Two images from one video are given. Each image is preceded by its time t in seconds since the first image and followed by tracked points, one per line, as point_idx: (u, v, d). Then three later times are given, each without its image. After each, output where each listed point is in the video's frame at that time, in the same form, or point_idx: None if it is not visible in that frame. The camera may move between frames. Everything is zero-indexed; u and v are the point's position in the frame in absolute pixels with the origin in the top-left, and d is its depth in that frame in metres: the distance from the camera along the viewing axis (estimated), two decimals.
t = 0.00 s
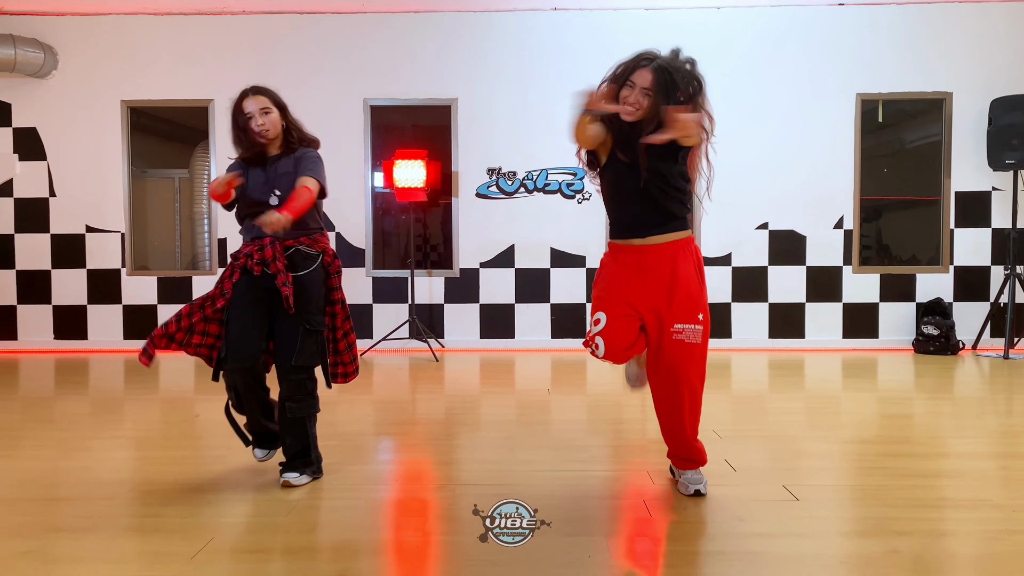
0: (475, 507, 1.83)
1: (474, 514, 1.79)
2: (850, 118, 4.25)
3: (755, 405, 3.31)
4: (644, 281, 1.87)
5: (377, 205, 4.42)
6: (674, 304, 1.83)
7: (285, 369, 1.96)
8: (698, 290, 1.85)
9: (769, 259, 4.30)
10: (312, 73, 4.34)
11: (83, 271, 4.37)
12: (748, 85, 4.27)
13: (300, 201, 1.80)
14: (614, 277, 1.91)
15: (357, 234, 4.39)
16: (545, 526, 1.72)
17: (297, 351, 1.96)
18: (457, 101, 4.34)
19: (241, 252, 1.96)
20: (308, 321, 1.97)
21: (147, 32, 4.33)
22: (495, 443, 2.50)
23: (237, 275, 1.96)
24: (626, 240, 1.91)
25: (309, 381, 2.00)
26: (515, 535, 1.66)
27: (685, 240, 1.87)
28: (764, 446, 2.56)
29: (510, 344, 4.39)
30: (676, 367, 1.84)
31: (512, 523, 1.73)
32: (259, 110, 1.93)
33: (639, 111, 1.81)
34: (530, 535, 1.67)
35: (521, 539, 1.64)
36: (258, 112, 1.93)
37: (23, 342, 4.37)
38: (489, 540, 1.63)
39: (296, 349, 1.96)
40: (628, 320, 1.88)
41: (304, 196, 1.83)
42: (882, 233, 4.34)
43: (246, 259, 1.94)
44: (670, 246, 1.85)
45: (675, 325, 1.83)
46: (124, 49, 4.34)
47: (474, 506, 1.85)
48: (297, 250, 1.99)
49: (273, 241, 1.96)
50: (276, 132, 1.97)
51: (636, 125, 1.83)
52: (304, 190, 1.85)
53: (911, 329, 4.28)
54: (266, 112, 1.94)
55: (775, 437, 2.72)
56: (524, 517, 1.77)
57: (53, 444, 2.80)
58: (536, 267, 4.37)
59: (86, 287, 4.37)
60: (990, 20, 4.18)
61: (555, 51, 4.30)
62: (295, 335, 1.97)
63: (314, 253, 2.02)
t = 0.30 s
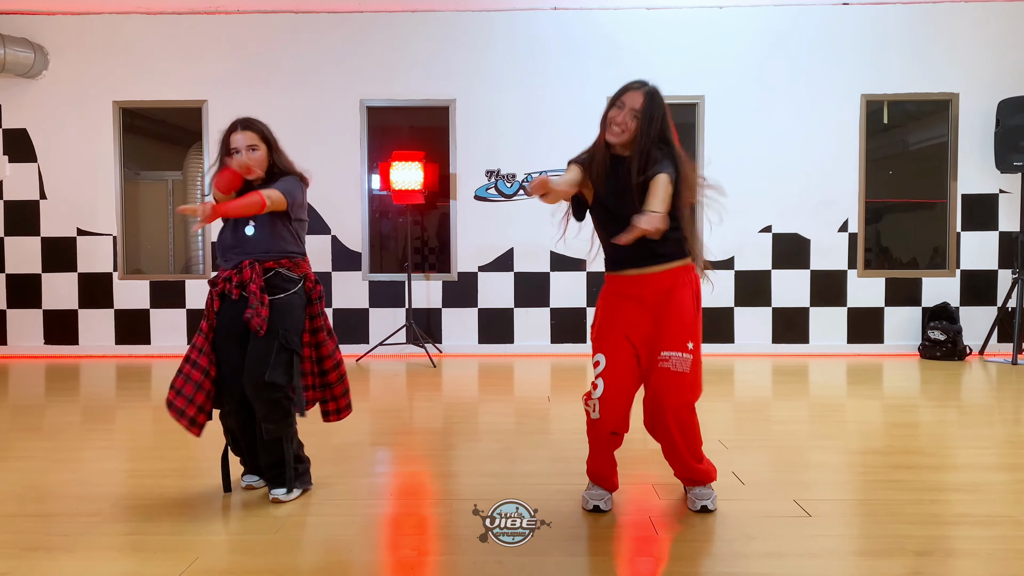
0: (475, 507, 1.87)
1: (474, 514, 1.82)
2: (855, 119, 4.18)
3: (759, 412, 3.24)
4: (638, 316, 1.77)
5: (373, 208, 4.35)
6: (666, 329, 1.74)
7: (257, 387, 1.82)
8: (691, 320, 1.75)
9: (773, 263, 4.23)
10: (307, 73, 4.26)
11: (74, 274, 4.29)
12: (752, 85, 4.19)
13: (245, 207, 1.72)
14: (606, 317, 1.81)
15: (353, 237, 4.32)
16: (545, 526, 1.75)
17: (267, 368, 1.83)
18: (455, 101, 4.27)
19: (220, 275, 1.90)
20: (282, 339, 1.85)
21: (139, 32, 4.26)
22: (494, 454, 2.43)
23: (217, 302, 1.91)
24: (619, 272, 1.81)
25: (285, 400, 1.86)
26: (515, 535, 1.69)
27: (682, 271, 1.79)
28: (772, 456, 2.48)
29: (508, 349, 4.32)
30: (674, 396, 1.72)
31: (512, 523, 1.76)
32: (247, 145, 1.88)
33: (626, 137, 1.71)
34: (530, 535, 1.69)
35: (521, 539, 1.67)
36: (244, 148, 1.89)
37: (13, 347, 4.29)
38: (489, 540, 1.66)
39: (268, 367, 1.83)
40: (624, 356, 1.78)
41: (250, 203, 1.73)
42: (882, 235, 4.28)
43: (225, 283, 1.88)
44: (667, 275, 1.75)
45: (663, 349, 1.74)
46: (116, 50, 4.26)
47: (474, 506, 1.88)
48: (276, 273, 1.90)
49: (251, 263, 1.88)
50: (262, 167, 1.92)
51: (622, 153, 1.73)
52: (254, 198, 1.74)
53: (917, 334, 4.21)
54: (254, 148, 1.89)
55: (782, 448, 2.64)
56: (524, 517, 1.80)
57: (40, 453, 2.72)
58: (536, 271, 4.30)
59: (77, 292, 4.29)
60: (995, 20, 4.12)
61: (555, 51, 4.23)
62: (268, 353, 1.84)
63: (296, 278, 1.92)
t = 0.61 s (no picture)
0: (475, 508, 1.88)
1: (474, 514, 1.83)
2: (854, 123, 4.19)
3: (760, 415, 3.24)
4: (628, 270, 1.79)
5: (373, 211, 4.37)
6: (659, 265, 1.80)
7: (267, 326, 1.83)
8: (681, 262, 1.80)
9: (772, 266, 4.23)
10: (307, 77, 4.27)
11: (74, 277, 4.29)
12: (751, 89, 4.20)
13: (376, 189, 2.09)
14: (592, 275, 1.80)
15: (353, 240, 4.32)
16: (544, 526, 1.75)
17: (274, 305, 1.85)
18: (455, 105, 4.28)
19: (225, 257, 1.97)
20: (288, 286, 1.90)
21: (140, 35, 4.27)
22: (494, 455, 2.43)
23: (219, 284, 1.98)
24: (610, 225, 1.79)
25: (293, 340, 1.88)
26: (515, 535, 1.70)
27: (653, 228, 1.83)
28: (772, 459, 2.48)
29: (508, 352, 4.32)
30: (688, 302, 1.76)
31: (512, 523, 1.77)
32: (246, 107, 1.92)
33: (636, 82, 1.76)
34: (529, 535, 1.70)
35: (521, 539, 1.68)
36: (245, 111, 1.92)
37: (13, 350, 4.29)
38: (489, 540, 1.67)
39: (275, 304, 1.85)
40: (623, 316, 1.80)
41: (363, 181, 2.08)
42: (881, 239, 4.29)
43: (229, 265, 1.96)
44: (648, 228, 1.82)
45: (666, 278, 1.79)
46: (117, 53, 4.27)
47: (474, 506, 1.89)
48: (278, 251, 1.98)
49: (255, 243, 1.96)
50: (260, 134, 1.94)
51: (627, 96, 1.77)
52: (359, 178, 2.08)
53: (916, 336, 4.21)
54: (253, 112, 1.92)
55: (781, 450, 2.64)
56: (524, 517, 1.81)
57: (40, 455, 2.72)
58: (535, 274, 4.31)
59: (77, 295, 4.29)
60: (994, 24, 4.13)
61: (555, 54, 4.24)
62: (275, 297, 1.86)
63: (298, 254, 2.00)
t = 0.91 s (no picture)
0: (475, 507, 1.86)
1: (474, 514, 1.81)
2: (845, 126, 4.30)
3: (752, 410, 3.33)
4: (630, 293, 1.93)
5: (375, 212, 4.47)
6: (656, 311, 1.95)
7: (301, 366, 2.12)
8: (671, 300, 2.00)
9: (765, 266, 4.33)
10: (311, 82, 4.38)
11: (83, 277, 4.39)
12: (745, 94, 4.31)
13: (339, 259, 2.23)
14: (596, 284, 1.91)
15: (356, 241, 4.43)
16: (544, 526, 1.74)
17: (307, 350, 2.11)
18: (455, 109, 4.38)
19: (249, 256, 2.06)
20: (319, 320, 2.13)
21: (147, 41, 4.37)
22: (494, 446, 2.52)
23: (243, 277, 2.06)
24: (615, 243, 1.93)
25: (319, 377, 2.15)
26: (515, 535, 1.68)
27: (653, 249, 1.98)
28: (762, 449, 2.58)
29: (508, 351, 4.42)
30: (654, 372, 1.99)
31: (512, 523, 1.75)
32: (273, 115, 2.06)
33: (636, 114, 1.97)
34: (529, 535, 1.68)
35: (521, 539, 1.66)
36: (270, 118, 2.06)
37: (23, 348, 4.39)
38: (489, 540, 1.65)
39: (308, 348, 2.12)
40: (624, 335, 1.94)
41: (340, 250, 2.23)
42: (878, 243, 4.38)
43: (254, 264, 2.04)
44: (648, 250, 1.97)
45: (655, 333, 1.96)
46: (125, 58, 4.37)
47: (474, 506, 1.87)
48: (301, 255, 2.09)
49: (280, 246, 2.06)
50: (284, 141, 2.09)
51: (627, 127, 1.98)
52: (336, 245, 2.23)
53: (906, 335, 4.31)
54: (279, 119, 2.07)
55: (771, 442, 2.74)
56: (524, 517, 1.79)
57: (54, 447, 2.81)
58: (534, 274, 4.41)
59: (86, 294, 4.39)
60: (981, 30, 4.23)
61: (554, 60, 4.35)
62: (306, 335, 2.11)
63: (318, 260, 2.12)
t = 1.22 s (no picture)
0: (475, 507, 1.88)
1: (475, 514, 1.84)
2: (832, 135, 4.45)
3: (743, 408, 3.46)
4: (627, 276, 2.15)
5: (379, 217, 4.63)
6: (651, 293, 2.16)
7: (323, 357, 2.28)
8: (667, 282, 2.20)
9: (756, 269, 4.49)
10: (318, 90, 4.53)
11: (96, 280, 4.54)
12: (737, 103, 4.46)
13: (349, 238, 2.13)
14: (594, 253, 2.17)
15: (360, 245, 4.58)
16: (544, 526, 1.76)
17: (328, 340, 2.28)
18: (457, 118, 4.53)
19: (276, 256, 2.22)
20: (341, 314, 2.30)
21: (159, 51, 4.52)
22: (494, 439, 2.67)
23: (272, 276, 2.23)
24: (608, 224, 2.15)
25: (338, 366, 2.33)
26: (515, 535, 1.71)
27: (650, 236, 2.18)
28: (749, 443, 2.72)
29: (508, 351, 4.57)
30: (652, 348, 2.16)
31: (512, 523, 1.78)
32: (303, 138, 2.22)
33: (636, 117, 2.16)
34: (529, 535, 1.71)
35: (521, 539, 1.68)
36: (301, 140, 2.22)
37: (38, 349, 4.53)
38: (489, 540, 1.67)
39: (329, 338, 2.29)
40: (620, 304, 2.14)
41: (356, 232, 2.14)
42: (873, 247, 4.54)
43: (282, 260, 2.21)
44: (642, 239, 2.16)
45: (649, 310, 2.17)
46: (138, 68, 4.53)
47: (474, 506, 1.90)
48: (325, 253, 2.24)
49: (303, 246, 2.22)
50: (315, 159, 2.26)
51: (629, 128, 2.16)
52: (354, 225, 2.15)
53: (892, 336, 4.46)
54: (309, 141, 2.23)
55: (758, 436, 2.88)
56: (524, 517, 1.82)
57: (76, 441, 2.95)
58: (532, 277, 4.56)
59: (100, 296, 4.53)
60: (965, 43, 4.39)
61: (552, 71, 4.50)
62: (328, 329, 2.29)
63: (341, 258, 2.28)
